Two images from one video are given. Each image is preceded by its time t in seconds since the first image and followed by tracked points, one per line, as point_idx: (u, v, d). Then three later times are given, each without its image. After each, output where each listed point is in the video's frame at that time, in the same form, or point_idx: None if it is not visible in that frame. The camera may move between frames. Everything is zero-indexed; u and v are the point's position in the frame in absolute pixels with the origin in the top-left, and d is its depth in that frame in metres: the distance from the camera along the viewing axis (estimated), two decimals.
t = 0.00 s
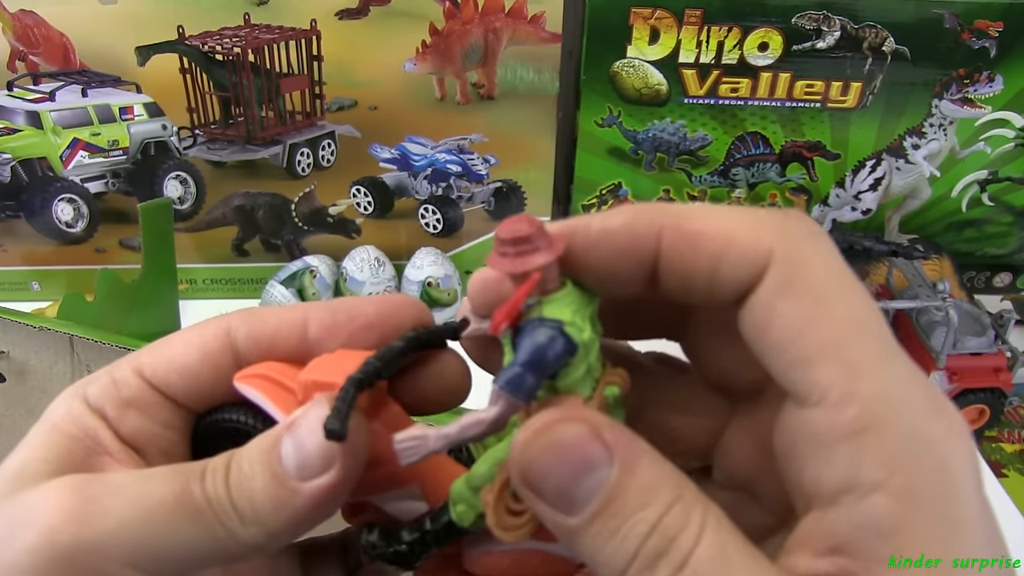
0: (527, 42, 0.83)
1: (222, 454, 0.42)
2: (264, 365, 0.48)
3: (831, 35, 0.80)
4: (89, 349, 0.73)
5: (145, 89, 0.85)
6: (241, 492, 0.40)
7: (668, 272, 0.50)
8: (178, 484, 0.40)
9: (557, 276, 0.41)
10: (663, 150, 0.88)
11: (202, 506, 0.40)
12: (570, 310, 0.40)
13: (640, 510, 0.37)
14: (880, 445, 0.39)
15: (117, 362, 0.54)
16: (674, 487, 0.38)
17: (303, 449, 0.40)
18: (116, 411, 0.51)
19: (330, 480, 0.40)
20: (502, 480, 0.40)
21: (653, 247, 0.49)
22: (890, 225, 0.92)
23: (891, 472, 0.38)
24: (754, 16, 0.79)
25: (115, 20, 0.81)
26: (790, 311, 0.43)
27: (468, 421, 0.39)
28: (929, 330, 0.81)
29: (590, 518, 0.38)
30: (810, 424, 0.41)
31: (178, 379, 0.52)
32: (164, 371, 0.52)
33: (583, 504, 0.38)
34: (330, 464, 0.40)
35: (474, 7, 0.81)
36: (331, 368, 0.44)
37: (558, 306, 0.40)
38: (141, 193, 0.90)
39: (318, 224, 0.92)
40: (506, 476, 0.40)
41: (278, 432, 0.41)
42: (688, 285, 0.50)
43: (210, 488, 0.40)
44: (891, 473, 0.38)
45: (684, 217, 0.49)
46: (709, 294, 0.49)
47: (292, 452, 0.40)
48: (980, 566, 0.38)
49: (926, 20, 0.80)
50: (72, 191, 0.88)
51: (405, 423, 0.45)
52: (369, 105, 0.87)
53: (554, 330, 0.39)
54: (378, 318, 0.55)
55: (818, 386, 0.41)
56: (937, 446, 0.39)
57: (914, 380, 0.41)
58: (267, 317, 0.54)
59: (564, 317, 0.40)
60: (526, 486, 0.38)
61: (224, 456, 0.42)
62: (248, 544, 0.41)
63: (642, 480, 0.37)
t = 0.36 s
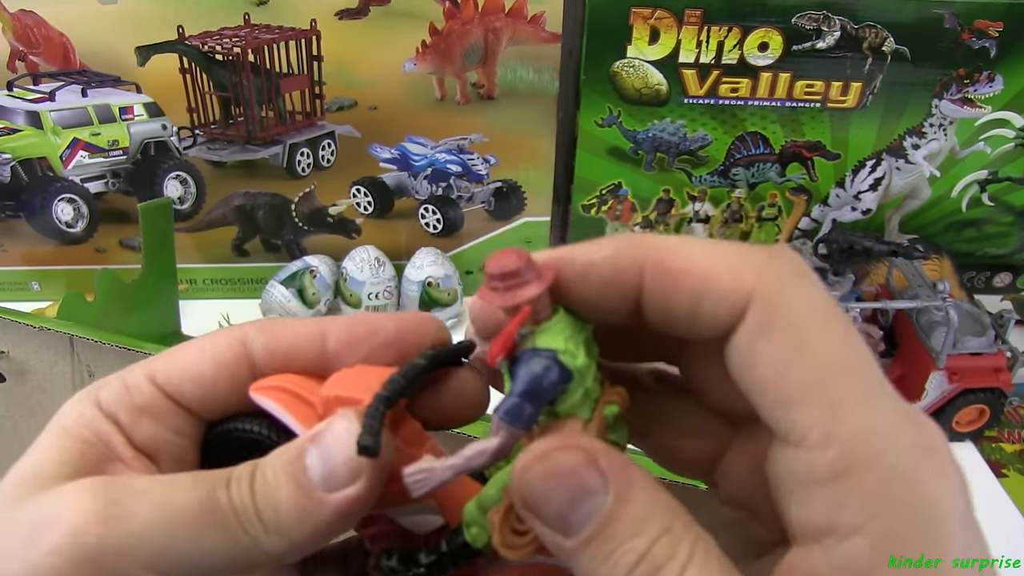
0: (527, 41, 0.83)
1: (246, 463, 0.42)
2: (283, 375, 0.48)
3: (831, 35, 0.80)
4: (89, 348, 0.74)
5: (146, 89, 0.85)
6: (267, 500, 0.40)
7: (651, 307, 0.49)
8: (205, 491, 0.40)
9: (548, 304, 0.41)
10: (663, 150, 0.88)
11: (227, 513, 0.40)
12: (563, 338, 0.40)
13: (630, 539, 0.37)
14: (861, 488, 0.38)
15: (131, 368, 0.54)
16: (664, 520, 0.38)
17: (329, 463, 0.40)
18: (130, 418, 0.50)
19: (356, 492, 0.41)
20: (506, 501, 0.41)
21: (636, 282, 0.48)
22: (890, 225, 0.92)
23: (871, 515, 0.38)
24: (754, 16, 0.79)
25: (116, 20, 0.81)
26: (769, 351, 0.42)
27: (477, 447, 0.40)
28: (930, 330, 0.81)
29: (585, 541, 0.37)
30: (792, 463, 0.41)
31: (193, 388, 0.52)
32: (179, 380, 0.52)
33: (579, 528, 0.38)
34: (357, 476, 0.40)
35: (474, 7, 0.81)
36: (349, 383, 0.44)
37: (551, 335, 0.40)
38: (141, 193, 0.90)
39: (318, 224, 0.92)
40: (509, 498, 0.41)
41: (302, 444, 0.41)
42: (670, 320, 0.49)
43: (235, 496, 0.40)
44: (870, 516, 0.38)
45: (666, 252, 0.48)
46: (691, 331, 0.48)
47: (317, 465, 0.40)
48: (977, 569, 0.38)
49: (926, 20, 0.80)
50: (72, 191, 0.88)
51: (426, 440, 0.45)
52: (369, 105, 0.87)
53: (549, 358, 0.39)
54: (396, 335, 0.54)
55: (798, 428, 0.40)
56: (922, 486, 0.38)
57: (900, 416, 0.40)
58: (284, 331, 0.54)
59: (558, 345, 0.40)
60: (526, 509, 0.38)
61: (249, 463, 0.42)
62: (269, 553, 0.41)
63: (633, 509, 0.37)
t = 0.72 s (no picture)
0: (527, 41, 0.83)
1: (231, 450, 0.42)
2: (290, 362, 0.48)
3: (831, 35, 0.80)
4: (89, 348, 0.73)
5: (146, 89, 0.85)
6: (253, 489, 0.40)
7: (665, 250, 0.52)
8: (186, 483, 0.39)
9: (515, 222, 0.41)
10: (663, 149, 0.88)
11: (211, 505, 0.39)
12: (531, 257, 0.39)
13: (641, 470, 0.37)
14: (880, 431, 0.40)
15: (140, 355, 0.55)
16: (676, 452, 0.38)
17: (322, 443, 0.40)
18: (135, 409, 0.51)
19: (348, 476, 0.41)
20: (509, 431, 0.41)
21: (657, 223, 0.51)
22: (890, 225, 0.92)
23: (893, 453, 0.39)
24: (754, 16, 0.79)
25: (116, 20, 0.81)
26: (795, 299, 0.44)
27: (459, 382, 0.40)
28: (930, 330, 0.81)
29: (592, 473, 0.37)
30: (813, 404, 0.43)
31: (197, 371, 0.53)
32: (184, 365, 0.53)
33: (587, 458, 0.37)
34: (349, 459, 0.40)
35: (474, 7, 0.81)
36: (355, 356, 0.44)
37: (518, 257, 0.40)
38: (141, 193, 0.90)
39: (318, 224, 0.92)
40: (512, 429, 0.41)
41: (294, 427, 0.40)
42: (688, 264, 0.52)
43: (219, 487, 0.39)
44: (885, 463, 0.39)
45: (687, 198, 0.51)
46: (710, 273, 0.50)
47: (310, 447, 0.40)
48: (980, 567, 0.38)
49: (926, 20, 0.80)
50: (72, 191, 0.88)
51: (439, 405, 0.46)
52: (369, 105, 0.87)
53: (518, 278, 0.38)
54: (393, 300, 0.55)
55: (824, 373, 0.42)
56: (938, 443, 0.40)
57: (914, 371, 0.42)
58: (284, 305, 0.56)
59: (527, 264, 0.39)
60: (530, 437, 0.38)
61: (232, 451, 0.41)
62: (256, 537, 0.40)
63: (647, 441, 0.37)
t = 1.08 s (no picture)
0: (528, 41, 0.83)
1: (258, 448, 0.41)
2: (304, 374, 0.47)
3: (831, 35, 0.80)
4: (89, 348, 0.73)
5: (145, 89, 0.85)
6: (285, 486, 0.40)
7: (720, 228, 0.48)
8: (222, 486, 0.40)
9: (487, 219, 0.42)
10: (663, 149, 0.88)
11: (247, 504, 0.39)
12: (504, 245, 0.39)
13: (618, 451, 0.36)
14: (840, 473, 0.32)
15: (156, 368, 0.54)
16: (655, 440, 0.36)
17: (342, 438, 0.39)
18: (153, 422, 0.50)
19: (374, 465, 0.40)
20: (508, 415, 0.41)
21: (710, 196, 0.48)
22: (890, 225, 0.92)
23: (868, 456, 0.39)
24: (754, 16, 0.79)
25: (115, 20, 0.81)
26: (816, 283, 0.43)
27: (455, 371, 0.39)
28: (930, 330, 0.81)
29: (573, 448, 0.36)
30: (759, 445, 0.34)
31: (211, 383, 0.53)
32: (199, 380, 0.52)
33: (569, 434, 0.37)
34: (371, 450, 0.40)
35: (474, 7, 0.81)
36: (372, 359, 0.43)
37: (491, 247, 0.39)
38: (141, 193, 0.90)
39: (318, 224, 0.93)
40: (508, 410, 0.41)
41: (311, 420, 0.40)
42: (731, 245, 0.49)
43: (253, 485, 0.40)
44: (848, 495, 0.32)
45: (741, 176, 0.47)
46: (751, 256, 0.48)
47: (331, 440, 0.39)
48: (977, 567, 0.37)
49: (926, 20, 0.80)
50: (72, 191, 0.88)
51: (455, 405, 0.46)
52: (369, 105, 0.87)
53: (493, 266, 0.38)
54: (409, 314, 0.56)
55: (774, 421, 0.31)
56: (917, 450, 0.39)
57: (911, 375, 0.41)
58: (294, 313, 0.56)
59: (499, 251, 0.38)
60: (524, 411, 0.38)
61: (258, 448, 0.41)
62: (288, 529, 0.41)
63: (631, 424, 0.36)
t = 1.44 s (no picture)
0: (528, 41, 0.83)
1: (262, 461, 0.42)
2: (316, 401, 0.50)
3: (831, 35, 0.80)
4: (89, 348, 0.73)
5: (145, 89, 0.85)
6: (294, 492, 0.40)
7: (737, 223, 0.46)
8: (230, 498, 0.40)
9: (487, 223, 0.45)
10: (663, 150, 0.88)
11: (255, 511, 0.40)
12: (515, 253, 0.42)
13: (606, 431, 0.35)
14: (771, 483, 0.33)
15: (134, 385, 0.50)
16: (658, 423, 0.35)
17: (347, 438, 0.40)
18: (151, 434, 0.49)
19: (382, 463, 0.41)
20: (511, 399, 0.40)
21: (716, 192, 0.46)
22: (889, 226, 0.92)
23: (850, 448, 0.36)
24: (754, 16, 0.79)
25: (115, 20, 0.81)
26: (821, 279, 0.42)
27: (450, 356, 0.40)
28: (930, 330, 0.81)
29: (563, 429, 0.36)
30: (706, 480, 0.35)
31: (198, 404, 0.49)
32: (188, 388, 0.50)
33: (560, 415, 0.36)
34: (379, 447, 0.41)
35: (474, 7, 0.81)
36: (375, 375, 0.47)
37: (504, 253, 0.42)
38: (141, 193, 0.90)
39: (318, 224, 0.93)
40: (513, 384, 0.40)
41: (315, 430, 0.41)
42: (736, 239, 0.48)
43: (261, 493, 0.40)
44: (781, 508, 0.32)
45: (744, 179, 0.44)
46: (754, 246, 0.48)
47: (337, 443, 0.40)
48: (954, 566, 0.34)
49: (927, 21, 0.80)
50: (72, 191, 0.88)
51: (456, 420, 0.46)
52: (369, 105, 0.87)
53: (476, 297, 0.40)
54: (404, 330, 0.49)
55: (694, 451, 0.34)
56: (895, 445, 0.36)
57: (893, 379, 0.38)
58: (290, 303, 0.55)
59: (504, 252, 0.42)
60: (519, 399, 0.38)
61: (261, 463, 0.42)
62: (299, 539, 0.41)
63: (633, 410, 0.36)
